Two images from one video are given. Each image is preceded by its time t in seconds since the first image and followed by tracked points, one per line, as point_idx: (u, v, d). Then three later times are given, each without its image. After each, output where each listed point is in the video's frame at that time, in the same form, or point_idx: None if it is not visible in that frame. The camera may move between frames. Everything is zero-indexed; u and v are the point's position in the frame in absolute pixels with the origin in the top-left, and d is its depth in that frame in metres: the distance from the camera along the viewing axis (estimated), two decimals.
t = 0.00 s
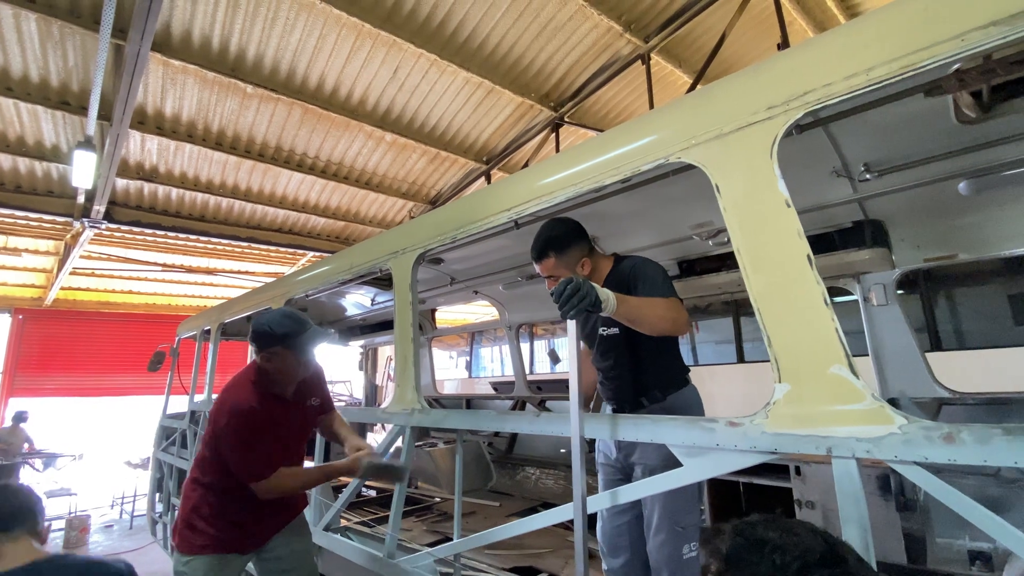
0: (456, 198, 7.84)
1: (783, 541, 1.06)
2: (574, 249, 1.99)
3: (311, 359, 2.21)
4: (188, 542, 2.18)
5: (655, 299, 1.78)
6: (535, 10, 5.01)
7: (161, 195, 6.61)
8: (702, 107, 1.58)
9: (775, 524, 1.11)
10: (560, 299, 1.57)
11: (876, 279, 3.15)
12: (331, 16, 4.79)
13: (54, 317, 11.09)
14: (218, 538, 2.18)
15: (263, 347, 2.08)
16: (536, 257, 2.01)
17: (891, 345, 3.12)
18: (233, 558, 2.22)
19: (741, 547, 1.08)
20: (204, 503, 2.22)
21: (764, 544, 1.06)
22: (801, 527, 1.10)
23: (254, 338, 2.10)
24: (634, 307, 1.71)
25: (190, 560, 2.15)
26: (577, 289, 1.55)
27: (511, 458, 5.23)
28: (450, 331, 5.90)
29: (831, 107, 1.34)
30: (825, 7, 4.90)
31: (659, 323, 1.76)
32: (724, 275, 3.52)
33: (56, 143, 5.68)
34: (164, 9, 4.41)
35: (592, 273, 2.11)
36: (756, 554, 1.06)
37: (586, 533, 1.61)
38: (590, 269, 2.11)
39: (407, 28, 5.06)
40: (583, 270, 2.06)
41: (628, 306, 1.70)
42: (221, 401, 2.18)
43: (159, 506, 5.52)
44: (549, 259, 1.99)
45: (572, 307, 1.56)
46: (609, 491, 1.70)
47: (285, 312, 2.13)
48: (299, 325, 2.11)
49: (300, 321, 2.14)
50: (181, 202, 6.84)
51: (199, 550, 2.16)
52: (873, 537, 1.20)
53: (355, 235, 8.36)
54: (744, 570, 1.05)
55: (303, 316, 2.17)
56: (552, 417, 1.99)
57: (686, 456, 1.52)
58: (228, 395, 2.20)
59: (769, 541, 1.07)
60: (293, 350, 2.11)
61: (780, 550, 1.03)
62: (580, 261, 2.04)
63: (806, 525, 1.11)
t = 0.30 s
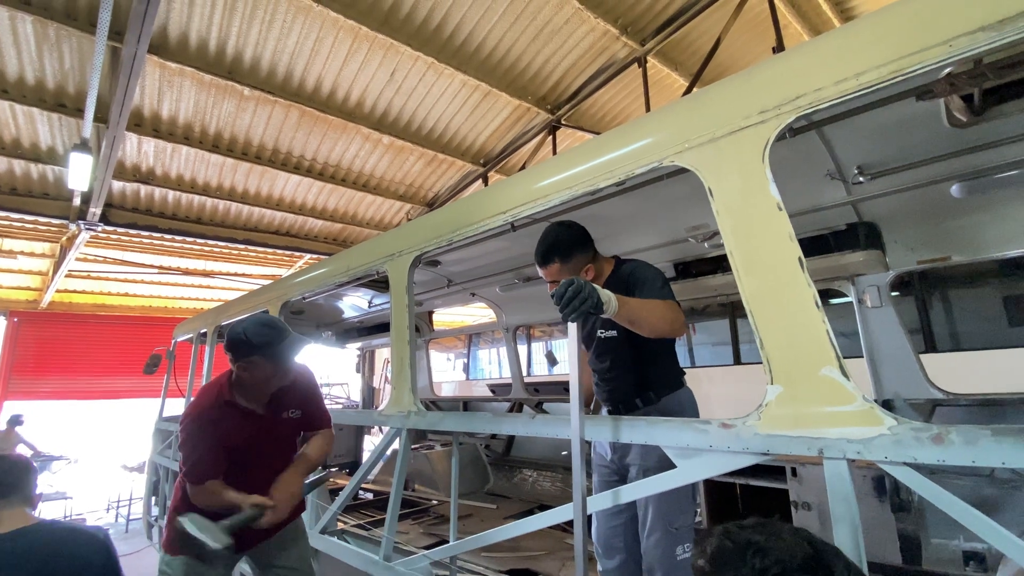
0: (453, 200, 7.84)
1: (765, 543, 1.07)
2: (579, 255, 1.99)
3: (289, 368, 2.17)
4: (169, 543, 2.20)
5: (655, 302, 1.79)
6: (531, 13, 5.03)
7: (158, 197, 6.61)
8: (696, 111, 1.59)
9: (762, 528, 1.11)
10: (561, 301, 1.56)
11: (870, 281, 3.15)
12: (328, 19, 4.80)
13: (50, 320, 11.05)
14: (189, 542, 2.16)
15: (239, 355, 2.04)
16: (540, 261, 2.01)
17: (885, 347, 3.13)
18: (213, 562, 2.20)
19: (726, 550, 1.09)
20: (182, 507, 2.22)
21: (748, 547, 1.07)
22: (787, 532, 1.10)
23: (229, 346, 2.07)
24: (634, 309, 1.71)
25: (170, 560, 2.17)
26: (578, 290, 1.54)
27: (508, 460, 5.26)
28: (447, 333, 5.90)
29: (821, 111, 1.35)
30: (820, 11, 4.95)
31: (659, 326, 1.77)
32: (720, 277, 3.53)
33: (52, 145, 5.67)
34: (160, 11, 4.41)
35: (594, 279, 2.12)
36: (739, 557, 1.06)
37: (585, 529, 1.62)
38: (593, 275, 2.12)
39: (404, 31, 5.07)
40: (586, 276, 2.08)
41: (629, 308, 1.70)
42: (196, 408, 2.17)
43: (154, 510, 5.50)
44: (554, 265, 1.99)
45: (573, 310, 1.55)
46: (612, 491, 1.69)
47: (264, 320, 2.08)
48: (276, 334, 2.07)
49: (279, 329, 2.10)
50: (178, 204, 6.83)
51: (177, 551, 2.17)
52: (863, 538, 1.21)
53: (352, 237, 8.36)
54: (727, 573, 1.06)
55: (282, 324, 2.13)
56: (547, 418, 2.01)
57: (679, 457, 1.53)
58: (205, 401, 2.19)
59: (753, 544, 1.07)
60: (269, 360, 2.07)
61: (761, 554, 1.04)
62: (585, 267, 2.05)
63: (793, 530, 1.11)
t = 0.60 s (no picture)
0: (451, 202, 7.85)
1: (776, 547, 1.08)
2: (587, 256, 1.99)
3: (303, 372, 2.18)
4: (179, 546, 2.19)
5: (659, 298, 1.81)
6: (529, 15, 5.04)
7: (155, 199, 6.60)
8: (692, 114, 1.60)
9: (773, 532, 1.14)
10: (567, 304, 1.54)
11: (866, 282, 3.20)
12: (325, 21, 4.80)
13: (46, 323, 11.01)
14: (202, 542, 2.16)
15: (253, 358, 2.06)
16: (549, 264, 2.03)
17: (881, 347, 3.14)
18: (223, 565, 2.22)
19: (736, 551, 1.12)
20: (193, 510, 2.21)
21: (757, 550, 1.09)
22: (797, 535, 1.12)
23: (244, 349, 2.09)
24: (639, 308, 1.72)
25: (178, 563, 2.18)
26: (585, 292, 1.53)
27: (506, 462, 5.26)
28: (445, 335, 5.90)
29: (816, 115, 1.36)
30: (816, 13, 4.97)
31: (663, 324, 1.78)
32: (717, 279, 3.54)
33: (49, 147, 5.65)
34: (158, 14, 4.41)
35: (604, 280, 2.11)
36: (750, 560, 1.09)
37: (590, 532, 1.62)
38: (603, 277, 2.10)
39: (402, 33, 5.07)
40: (597, 277, 2.06)
41: (633, 308, 1.71)
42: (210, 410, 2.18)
43: (151, 513, 5.48)
44: (563, 266, 2.00)
45: (582, 312, 1.53)
46: (617, 490, 1.67)
47: (279, 324, 2.09)
48: (291, 339, 2.08)
49: (294, 334, 2.11)
50: (175, 206, 6.82)
51: (188, 554, 2.16)
52: (859, 539, 1.21)
53: (350, 239, 8.35)
54: None
55: (297, 330, 2.13)
56: (544, 421, 2.00)
57: (676, 459, 1.53)
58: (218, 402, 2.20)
59: (762, 547, 1.10)
60: (282, 364, 2.08)
61: (771, 557, 1.06)
62: (594, 269, 2.03)
63: (802, 533, 1.13)
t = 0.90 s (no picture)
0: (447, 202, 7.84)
1: (785, 550, 1.05)
2: (588, 250, 1.99)
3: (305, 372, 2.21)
4: (177, 551, 2.16)
5: (647, 292, 1.81)
6: (525, 15, 5.04)
7: (149, 200, 6.57)
8: (686, 113, 1.60)
9: (778, 533, 1.11)
10: (554, 291, 1.54)
11: (861, 282, 3.20)
12: (321, 21, 4.79)
13: (40, 324, 10.95)
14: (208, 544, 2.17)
15: (255, 358, 2.07)
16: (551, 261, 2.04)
17: (876, 346, 3.16)
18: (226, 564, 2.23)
19: (744, 558, 1.09)
20: (194, 513, 2.20)
21: (767, 554, 1.06)
22: (803, 533, 1.10)
23: (245, 350, 2.10)
24: (625, 301, 1.72)
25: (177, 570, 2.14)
26: (570, 280, 1.53)
27: (503, 461, 5.27)
28: (441, 335, 5.90)
29: (809, 114, 1.37)
30: (811, 14, 5.00)
31: (650, 319, 1.79)
32: (713, 278, 3.54)
33: (42, 147, 5.62)
34: (152, 13, 4.39)
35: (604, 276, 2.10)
36: (759, 564, 1.06)
37: (587, 525, 1.62)
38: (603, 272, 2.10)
39: (398, 32, 5.07)
40: (598, 272, 2.05)
41: (620, 301, 1.71)
42: (215, 414, 2.16)
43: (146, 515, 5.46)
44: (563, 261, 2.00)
45: (564, 298, 1.53)
46: (615, 488, 1.66)
47: (279, 324, 2.12)
48: (293, 338, 2.10)
49: (295, 333, 2.14)
50: (170, 206, 6.79)
51: (191, 558, 2.14)
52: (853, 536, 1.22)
53: (346, 239, 8.34)
54: None
55: (298, 329, 2.16)
56: (539, 420, 2.01)
57: (671, 458, 1.53)
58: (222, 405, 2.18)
59: (771, 550, 1.07)
60: (284, 364, 2.10)
61: (782, 560, 1.03)
62: (595, 262, 2.03)
63: (807, 531, 1.11)
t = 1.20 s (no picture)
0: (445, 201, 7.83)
1: (804, 550, 1.06)
2: (585, 244, 2.00)
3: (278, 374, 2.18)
4: (150, 552, 2.22)
5: (632, 297, 1.80)
6: (522, 14, 5.03)
7: (146, 199, 6.54)
8: (682, 111, 1.60)
9: (796, 533, 1.12)
10: (543, 294, 1.57)
11: (857, 280, 3.23)
12: (317, 19, 4.77)
13: (36, 324, 10.91)
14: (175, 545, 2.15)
15: (228, 359, 2.03)
16: (549, 255, 2.04)
17: (872, 344, 3.17)
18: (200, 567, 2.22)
19: (761, 557, 1.09)
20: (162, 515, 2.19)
21: (785, 554, 1.06)
22: (822, 533, 1.11)
23: (218, 350, 2.06)
24: (609, 307, 1.71)
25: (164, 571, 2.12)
26: (561, 284, 1.54)
27: (500, 461, 5.26)
28: (439, 334, 5.89)
29: (804, 113, 1.37)
30: (807, 14, 5.01)
31: (637, 321, 1.78)
32: (710, 277, 3.55)
33: (38, 146, 5.60)
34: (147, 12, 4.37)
35: (602, 271, 2.10)
36: (776, 563, 1.06)
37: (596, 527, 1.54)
38: (602, 266, 2.09)
39: (395, 31, 5.05)
40: (594, 267, 2.05)
41: (606, 306, 1.70)
42: (181, 418, 2.13)
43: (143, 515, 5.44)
44: (560, 256, 2.01)
45: (555, 301, 1.54)
46: (624, 482, 1.63)
47: (255, 324, 2.08)
48: (268, 340, 2.07)
49: (271, 335, 2.10)
50: (167, 206, 6.77)
51: (160, 560, 2.19)
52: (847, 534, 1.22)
53: (343, 238, 8.32)
54: None
55: (275, 330, 2.13)
56: (534, 419, 2.02)
57: (666, 456, 1.54)
58: (189, 408, 2.15)
59: (790, 551, 1.07)
60: (258, 366, 2.06)
61: (803, 561, 1.04)
62: (592, 257, 2.03)
63: (826, 531, 1.12)
